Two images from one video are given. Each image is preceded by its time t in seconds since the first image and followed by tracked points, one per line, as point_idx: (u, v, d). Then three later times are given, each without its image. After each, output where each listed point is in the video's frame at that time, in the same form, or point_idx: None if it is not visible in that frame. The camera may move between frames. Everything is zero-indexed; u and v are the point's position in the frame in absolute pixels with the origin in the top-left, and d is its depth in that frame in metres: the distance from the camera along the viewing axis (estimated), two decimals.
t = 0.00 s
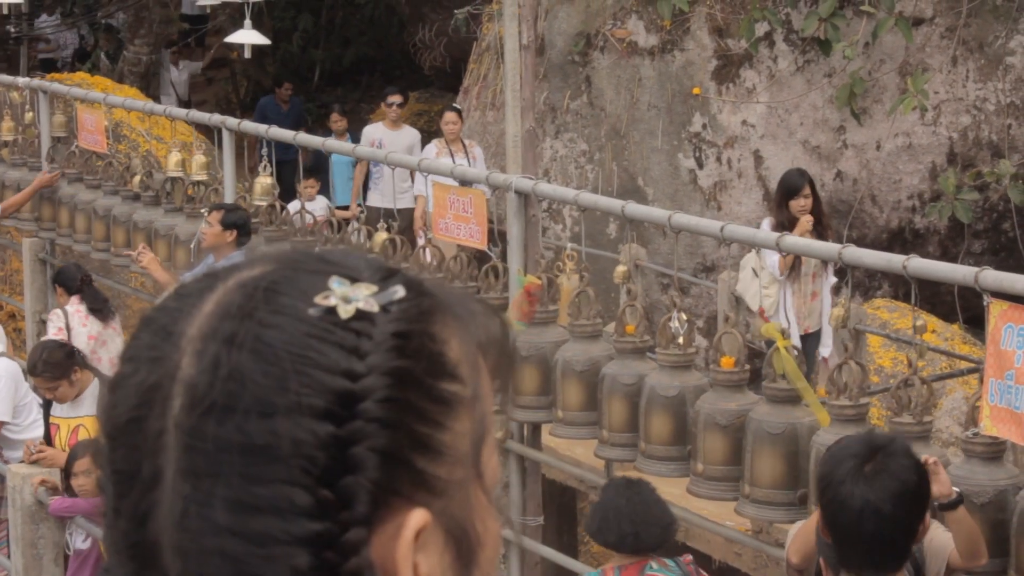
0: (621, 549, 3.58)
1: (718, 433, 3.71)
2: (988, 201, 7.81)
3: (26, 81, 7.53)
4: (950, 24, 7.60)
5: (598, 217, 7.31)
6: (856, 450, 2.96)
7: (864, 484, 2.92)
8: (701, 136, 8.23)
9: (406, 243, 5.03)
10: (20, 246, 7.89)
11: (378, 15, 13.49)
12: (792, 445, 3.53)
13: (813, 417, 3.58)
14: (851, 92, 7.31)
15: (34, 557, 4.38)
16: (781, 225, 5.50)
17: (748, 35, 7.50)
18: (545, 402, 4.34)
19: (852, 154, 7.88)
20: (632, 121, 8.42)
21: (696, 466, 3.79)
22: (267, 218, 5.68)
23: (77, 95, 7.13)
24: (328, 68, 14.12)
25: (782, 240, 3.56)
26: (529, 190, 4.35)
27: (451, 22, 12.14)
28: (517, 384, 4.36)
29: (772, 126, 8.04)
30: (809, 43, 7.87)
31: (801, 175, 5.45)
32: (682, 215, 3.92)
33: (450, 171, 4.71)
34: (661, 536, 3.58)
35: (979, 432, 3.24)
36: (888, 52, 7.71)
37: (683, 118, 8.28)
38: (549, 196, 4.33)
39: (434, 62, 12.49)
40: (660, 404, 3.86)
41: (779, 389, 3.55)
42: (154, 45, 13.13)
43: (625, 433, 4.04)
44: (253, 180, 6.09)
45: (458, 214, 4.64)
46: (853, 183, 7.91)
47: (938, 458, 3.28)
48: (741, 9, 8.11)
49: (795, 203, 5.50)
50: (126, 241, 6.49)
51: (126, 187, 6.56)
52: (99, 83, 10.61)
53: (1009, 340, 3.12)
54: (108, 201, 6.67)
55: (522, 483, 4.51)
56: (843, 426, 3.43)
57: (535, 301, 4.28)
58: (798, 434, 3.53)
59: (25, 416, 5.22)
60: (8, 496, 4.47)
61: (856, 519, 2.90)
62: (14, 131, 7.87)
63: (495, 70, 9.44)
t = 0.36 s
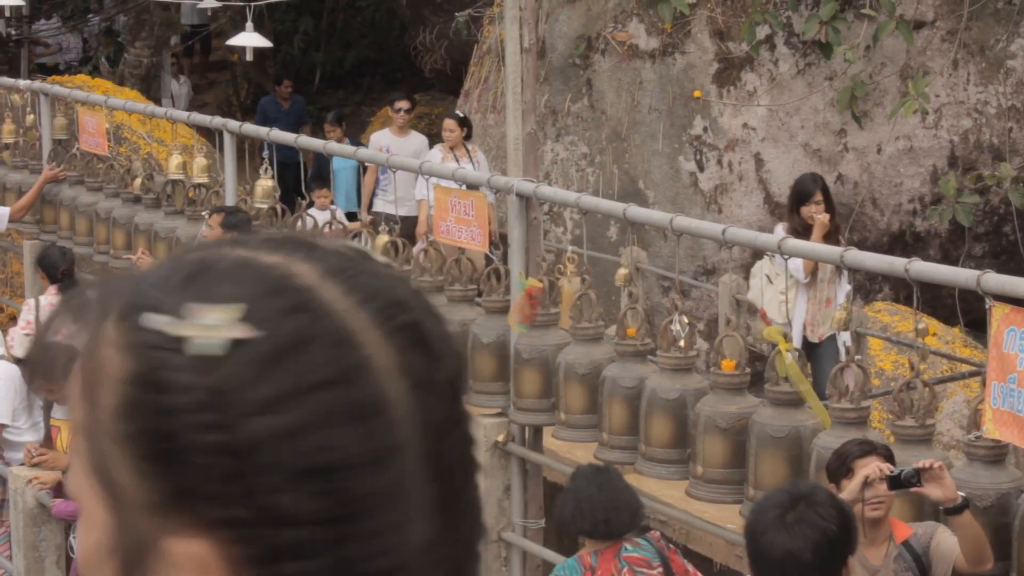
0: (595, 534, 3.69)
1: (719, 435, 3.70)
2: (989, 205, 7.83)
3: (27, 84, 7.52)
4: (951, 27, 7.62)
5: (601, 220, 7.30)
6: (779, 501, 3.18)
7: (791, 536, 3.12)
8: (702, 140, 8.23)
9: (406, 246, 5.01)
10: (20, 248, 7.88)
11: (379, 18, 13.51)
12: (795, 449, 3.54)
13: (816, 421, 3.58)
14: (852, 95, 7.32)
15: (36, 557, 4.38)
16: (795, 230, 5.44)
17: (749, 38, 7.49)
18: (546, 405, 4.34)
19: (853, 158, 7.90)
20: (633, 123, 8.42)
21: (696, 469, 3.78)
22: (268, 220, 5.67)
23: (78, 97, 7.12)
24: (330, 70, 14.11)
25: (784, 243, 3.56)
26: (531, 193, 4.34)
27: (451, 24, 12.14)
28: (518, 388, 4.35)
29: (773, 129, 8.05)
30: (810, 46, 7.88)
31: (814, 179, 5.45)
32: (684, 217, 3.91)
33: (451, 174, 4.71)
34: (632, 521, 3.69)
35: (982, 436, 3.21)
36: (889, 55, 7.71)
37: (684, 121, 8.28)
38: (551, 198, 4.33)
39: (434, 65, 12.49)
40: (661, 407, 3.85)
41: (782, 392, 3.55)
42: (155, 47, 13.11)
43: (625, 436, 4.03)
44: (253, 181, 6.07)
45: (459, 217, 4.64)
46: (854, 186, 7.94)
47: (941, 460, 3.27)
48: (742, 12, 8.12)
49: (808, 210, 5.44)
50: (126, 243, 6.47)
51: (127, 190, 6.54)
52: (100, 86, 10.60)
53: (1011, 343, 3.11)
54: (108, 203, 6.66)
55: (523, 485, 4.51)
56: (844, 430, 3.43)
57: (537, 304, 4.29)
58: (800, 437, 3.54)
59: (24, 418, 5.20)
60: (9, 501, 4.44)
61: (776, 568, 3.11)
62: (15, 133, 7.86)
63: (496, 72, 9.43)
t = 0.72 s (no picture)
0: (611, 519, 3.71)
1: (740, 436, 3.70)
2: (1000, 204, 7.87)
3: (39, 83, 7.53)
4: (962, 27, 7.64)
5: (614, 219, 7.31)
6: (785, 481, 3.20)
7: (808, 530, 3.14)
8: (712, 139, 8.21)
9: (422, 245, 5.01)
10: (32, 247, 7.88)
11: (386, 17, 13.50)
12: (817, 448, 3.55)
13: (837, 420, 3.59)
14: (863, 95, 7.32)
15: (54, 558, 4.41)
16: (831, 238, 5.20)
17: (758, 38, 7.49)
18: (563, 405, 4.33)
19: (864, 158, 7.94)
20: (644, 123, 8.40)
21: (716, 468, 3.79)
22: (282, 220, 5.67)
23: (90, 97, 7.12)
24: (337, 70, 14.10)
25: (805, 243, 3.56)
26: (548, 193, 4.34)
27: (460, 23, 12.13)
28: (536, 387, 4.36)
29: (784, 128, 8.06)
30: (821, 47, 7.85)
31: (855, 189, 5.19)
32: (703, 217, 3.91)
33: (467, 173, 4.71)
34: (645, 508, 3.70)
35: (1005, 436, 3.21)
36: (900, 56, 7.72)
37: (694, 121, 8.26)
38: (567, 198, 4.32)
39: (442, 64, 12.49)
40: (682, 407, 3.86)
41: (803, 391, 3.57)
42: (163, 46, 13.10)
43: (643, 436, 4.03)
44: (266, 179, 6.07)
45: (476, 217, 4.64)
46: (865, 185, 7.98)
47: (968, 459, 3.28)
48: (753, 11, 8.11)
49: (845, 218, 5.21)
50: (139, 242, 6.47)
51: (141, 189, 6.55)
52: (109, 85, 10.60)
53: None
54: (121, 202, 6.67)
55: (540, 484, 4.53)
56: (864, 429, 3.40)
57: (554, 304, 4.29)
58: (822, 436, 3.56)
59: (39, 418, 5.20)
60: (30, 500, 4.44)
61: (785, 544, 3.14)
62: (27, 132, 7.86)
63: (506, 71, 9.42)
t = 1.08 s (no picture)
0: (654, 501, 3.76)
1: (768, 431, 3.71)
2: (1014, 201, 7.92)
3: (55, 77, 7.53)
4: (976, 22, 7.73)
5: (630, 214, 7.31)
6: (852, 521, 3.23)
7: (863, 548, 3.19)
8: (725, 134, 8.18)
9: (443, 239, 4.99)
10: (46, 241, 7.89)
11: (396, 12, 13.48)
12: (844, 442, 3.55)
13: (864, 415, 3.59)
14: (877, 91, 7.32)
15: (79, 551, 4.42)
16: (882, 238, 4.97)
17: (773, 33, 7.48)
18: (587, 399, 4.34)
19: (877, 153, 7.96)
20: (657, 118, 8.39)
21: (744, 463, 3.80)
22: (301, 213, 5.67)
23: (107, 91, 7.13)
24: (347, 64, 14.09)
25: (833, 238, 3.56)
26: (571, 187, 4.34)
27: (471, 18, 12.11)
28: (559, 381, 4.36)
29: (797, 123, 8.05)
30: (835, 42, 7.89)
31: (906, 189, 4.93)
32: (729, 212, 3.91)
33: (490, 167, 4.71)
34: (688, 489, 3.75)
35: None
36: (914, 50, 7.75)
37: (708, 116, 8.24)
38: (592, 193, 4.32)
39: (452, 59, 12.48)
40: (708, 402, 3.87)
41: (830, 387, 3.56)
42: (172, 41, 13.07)
43: (667, 431, 4.04)
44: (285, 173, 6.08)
45: (498, 211, 4.65)
46: (878, 180, 7.98)
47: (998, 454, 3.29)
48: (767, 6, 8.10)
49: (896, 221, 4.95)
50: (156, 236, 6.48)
51: (158, 183, 6.55)
52: (120, 79, 10.60)
53: None
54: (138, 196, 6.67)
55: (561, 478, 4.54)
56: (894, 424, 3.42)
57: (577, 298, 4.31)
58: (849, 431, 3.56)
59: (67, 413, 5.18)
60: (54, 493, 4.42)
61: None
62: (42, 126, 7.87)
63: (518, 66, 9.41)
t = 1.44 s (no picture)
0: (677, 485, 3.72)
1: (789, 430, 3.70)
2: None
3: (68, 72, 7.54)
4: (988, 23, 7.74)
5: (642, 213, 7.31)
6: (891, 511, 3.20)
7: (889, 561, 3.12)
8: (735, 133, 8.18)
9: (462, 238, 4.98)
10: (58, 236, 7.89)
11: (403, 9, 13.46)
12: (867, 442, 3.55)
13: (887, 416, 3.59)
14: (888, 90, 7.32)
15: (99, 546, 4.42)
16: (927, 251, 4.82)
17: (784, 32, 7.48)
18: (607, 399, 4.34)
19: (888, 153, 7.91)
20: (667, 117, 8.44)
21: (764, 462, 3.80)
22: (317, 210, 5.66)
23: (120, 87, 7.14)
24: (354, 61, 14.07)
25: (857, 237, 3.56)
26: (592, 186, 4.34)
27: (478, 16, 12.08)
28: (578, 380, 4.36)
29: (808, 122, 8.04)
30: (846, 41, 7.90)
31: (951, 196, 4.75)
32: (753, 211, 3.91)
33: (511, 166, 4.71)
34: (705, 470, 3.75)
35: None
36: (926, 50, 7.77)
37: (718, 114, 8.24)
38: (612, 192, 4.32)
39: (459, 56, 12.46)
40: (728, 400, 3.87)
41: (853, 386, 3.55)
42: (179, 37, 13.04)
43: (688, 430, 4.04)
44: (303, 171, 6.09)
45: (518, 209, 4.64)
46: (889, 180, 7.93)
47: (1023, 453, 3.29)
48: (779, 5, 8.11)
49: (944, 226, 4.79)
50: (169, 233, 6.49)
51: (171, 179, 6.55)
52: (129, 75, 10.61)
53: None
54: (152, 193, 6.67)
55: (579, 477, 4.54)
56: (920, 425, 3.42)
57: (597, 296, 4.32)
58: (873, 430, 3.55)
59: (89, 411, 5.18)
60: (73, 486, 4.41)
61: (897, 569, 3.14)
62: (54, 122, 7.88)
63: (528, 65, 9.41)
